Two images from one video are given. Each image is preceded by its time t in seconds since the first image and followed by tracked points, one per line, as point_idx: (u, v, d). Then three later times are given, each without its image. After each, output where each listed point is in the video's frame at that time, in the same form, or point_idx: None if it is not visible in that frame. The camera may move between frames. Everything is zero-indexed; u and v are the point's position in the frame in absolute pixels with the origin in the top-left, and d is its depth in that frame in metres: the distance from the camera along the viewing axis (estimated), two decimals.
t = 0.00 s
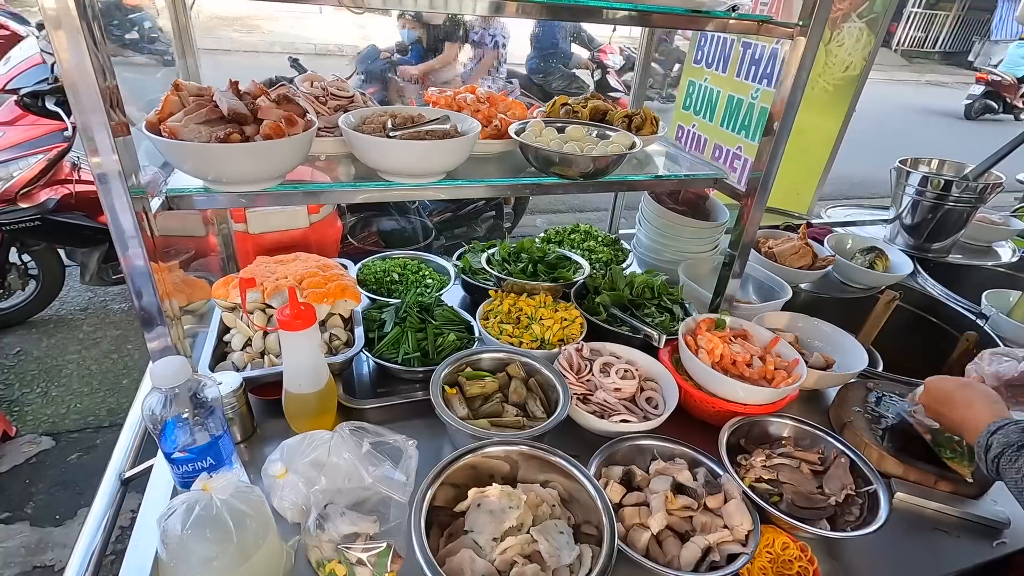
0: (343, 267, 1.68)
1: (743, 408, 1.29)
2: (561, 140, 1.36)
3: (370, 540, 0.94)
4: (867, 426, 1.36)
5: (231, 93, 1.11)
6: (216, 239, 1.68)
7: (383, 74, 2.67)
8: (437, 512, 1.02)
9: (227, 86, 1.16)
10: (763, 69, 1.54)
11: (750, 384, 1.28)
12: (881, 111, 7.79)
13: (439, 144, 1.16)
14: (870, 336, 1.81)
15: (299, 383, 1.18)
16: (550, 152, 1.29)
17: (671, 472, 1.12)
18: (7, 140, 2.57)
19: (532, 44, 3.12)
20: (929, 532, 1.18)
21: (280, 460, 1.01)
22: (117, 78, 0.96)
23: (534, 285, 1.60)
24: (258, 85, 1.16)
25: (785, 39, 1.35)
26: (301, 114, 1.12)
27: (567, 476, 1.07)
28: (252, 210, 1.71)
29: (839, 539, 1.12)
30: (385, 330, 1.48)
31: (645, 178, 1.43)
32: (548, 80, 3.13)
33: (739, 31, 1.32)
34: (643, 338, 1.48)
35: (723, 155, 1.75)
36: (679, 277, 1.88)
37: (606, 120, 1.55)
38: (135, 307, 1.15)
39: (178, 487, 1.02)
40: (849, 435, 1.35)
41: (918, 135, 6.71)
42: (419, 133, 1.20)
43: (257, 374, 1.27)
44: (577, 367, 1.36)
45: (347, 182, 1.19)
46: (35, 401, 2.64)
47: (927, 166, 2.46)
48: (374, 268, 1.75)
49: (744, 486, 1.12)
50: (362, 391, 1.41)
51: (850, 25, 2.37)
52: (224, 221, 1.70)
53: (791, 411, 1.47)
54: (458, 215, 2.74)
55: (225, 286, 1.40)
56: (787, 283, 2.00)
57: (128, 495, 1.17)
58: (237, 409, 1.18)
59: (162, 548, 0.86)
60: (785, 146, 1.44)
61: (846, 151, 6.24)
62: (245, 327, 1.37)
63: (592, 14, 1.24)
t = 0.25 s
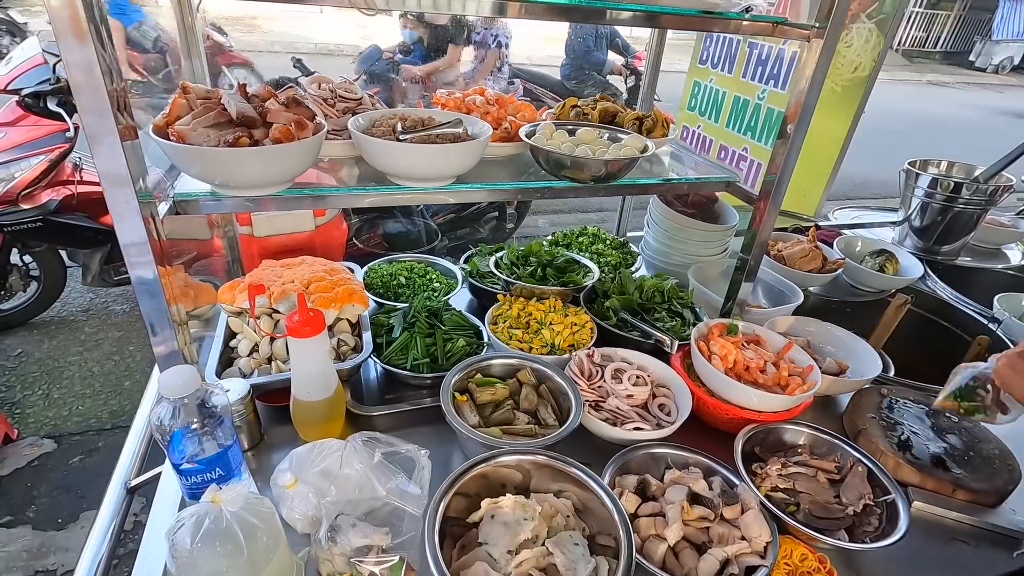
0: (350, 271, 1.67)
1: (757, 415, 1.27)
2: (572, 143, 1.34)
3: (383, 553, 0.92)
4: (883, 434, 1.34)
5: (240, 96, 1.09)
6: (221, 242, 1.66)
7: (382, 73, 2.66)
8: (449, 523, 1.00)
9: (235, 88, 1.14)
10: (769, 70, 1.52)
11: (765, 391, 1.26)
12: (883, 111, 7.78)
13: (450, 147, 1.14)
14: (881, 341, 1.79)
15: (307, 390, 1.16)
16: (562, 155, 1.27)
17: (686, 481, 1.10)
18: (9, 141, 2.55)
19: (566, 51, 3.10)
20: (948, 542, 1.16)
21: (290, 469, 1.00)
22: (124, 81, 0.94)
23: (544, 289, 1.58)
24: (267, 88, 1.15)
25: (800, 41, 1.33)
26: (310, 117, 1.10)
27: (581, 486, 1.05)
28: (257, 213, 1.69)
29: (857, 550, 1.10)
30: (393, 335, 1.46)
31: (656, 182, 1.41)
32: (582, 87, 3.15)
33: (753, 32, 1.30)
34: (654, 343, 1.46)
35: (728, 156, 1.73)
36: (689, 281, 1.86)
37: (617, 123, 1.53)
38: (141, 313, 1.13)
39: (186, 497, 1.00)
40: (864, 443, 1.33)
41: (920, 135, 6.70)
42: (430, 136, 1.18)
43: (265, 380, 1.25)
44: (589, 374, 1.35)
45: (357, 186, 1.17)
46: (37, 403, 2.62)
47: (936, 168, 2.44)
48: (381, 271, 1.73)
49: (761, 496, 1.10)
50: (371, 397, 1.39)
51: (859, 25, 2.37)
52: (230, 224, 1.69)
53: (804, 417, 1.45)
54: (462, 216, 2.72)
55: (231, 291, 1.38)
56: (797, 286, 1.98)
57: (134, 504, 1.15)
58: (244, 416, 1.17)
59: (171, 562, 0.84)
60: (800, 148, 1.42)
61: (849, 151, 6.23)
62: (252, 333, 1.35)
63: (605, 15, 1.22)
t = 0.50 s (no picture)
0: (352, 275, 1.65)
1: (765, 423, 1.25)
2: (577, 146, 1.32)
3: (386, 565, 0.91)
4: (891, 441, 1.33)
5: (241, 100, 1.08)
6: (222, 245, 1.65)
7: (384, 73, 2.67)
8: (453, 533, 0.99)
9: (237, 91, 1.12)
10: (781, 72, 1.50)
11: (773, 398, 1.24)
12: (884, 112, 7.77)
13: (455, 151, 1.13)
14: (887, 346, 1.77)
15: (310, 397, 1.15)
16: (567, 159, 1.26)
17: (694, 491, 1.09)
18: (9, 141, 2.54)
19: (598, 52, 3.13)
20: (959, 553, 1.15)
21: (293, 479, 0.98)
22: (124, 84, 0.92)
23: (548, 294, 1.56)
24: (269, 91, 1.13)
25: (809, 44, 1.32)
26: (313, 121, 1.09)
27: (588, 496, 1.03)
28: (259, 216, 1.68)
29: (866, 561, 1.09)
30: (395, 340, 1.44)
31: (663, 186, 1.39)
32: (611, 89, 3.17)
33: (761, 35, 1.29)
34: (659, 349, 1.44)
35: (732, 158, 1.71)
36: (694, 285, 1.84)
37: (622, 125, 1.52)
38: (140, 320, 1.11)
39: (186, 508, 0.99)
40: (873, 450, 1.32)
41: (921, 135, 6.69)
42: (434, 140, 1.16)
43: (266, 387, 1.23)
44: (594, 380, 1.33)
45: (360, 190, 1.15)
46: (36, 405, 2.61)
47: (941, 170, 2.43)
48: (383, 275, 1.71)
49: (769, 506, 1.08)
50: (373, 403, 1.38)
51: (865, 27, 2.36)
52: (231, 227, 1.67)
53: (812, 424, 1.43)
54: (464, 217, 2.71)
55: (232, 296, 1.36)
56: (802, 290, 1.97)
57: (133, 513, 1.14)
58: (246, 424, 1.15)
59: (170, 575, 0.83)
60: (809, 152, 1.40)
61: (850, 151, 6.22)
62: (253, 338, 1.33)
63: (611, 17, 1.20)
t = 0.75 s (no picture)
0: (342, 277, 1.65)
1: (754, 427, 1.25)
2: (567, 149, 1.32)
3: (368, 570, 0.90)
4: (882, 446, 1.32)
5: (227, 102, 1.07)
6: (213, 247, 1.64)
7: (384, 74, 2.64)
8: (437, 539, 0.98)
9: (223, 94, 1.12)
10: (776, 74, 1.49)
11: (762, 402, 1.24)
12: (885, 112, 7.74)
13: (441, 154, 1.12)
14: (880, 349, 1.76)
15: (296, 401, 1.14)
16: (556, 162, 1.25)
17: (680, 496, 1.08)
18: (5, 142, 2.54)
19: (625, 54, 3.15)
20: (948, 559, 1.14)
21: (276, 484, 0.98)
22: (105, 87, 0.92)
23: (539, 297, 1.55)
24: (255, 93, 1.12)
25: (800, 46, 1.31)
26: (299, 124, 1.08)
27: (573, 501, 1.03)
28: (250, 218, 1.67)
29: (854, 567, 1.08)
30: (385, 343, 1.44)
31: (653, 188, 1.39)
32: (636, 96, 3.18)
33: (752, 37, 1.28)
34: (650, 353, 1.44)
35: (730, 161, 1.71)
36: (687, 288, 1.84)
37: (613, 128, 1.51)
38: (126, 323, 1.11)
39: (169, 512, 0.98)
40: (863, 455, 1.31)
41: (922, 136, 6.66)
42: (421, 143, 1.16)
43: (253, 390, 1.23)
44: (583, 384, 1.32)
45: (347, 193, 1.15)
46: (32, 406, 2.60)
47: (938, 172, 2.42)
48: (375, 277, 1.71)
49: (756, 511, 1.08)
50: (362, 406, 1.37)
51: (860, 28, 2.33)
52: (222, 229, 1.67)
53: (803, 428, 1.43)
54: (460, 218, 2.70)
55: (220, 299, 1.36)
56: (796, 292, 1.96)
57: (119, 517, 1.13)
58: (232, 427, 1.15)
59: None
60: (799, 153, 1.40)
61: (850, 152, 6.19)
62: (241, 341, 1.33)
63: (600, 20, 1.20)
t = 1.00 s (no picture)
0: (331, 269, 1.66)
1: (734, 415, 1.26)
2: (550, 140, 1.33)
3: (346, 549, 0.92)
4: (861, 434, 1.34)
5: (211, 92, 1.09)
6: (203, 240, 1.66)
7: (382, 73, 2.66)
8: (416, 520, 1.00)
9: (208, 84, 1.13)
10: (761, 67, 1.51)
11: (741, 390, 1.25)
12: (883, 112, 7.75)
13: (423, 144, 1.14)
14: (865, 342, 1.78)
15: (280, 387, 1.16)
16: (538, 153, 1.27)
17: (658, 480, 1.10)
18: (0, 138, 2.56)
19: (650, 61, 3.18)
20: (923, 544, 1.16)
21: (257, 466, 1.00)
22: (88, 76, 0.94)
23: (525, 288, 1.57)
24: (239, 84, 1.14)
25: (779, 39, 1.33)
26: (282, 113, 1.10)
27: (550, 484, 1.05)
28: (240, 210, 1.69)
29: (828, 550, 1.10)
30: (371, 333, 1.46)
31: (636, 180, 1.40)
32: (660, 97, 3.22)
33: (732, 31, 1.30)
34: (633, 343, 1.45)
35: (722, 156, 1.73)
36: (673, 281, 1.85)
37: (599, 121, 1.53)
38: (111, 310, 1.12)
39: (151, 494, 1.00)
40: (842, 443, 1.33)
41: (920, 136, 6.67)
42: (404, 133, 1.17)
43: (239, 377, 1.24)
44: (565, 372, 1.34)
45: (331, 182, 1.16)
46: (28, 400, 2.62)
47: (927, 168, 2.43)
48: (363, 269, 1.72)
49: (733, 495, 1.09)
50: (348, 394, 1.39)
51: (849, 25, 2.35)
52: (212, 221, 1.68)
53: (784, 417, 1.44)
54: (453, 214, 2.72)
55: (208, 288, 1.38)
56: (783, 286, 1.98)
57: (105, 501, 1.15)
58: (216, 413, 1.16)
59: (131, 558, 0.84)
60: (780, 144, 1.41)
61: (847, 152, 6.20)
62: (228, 329, 1.35)
63: (581, 13, 1.21)
